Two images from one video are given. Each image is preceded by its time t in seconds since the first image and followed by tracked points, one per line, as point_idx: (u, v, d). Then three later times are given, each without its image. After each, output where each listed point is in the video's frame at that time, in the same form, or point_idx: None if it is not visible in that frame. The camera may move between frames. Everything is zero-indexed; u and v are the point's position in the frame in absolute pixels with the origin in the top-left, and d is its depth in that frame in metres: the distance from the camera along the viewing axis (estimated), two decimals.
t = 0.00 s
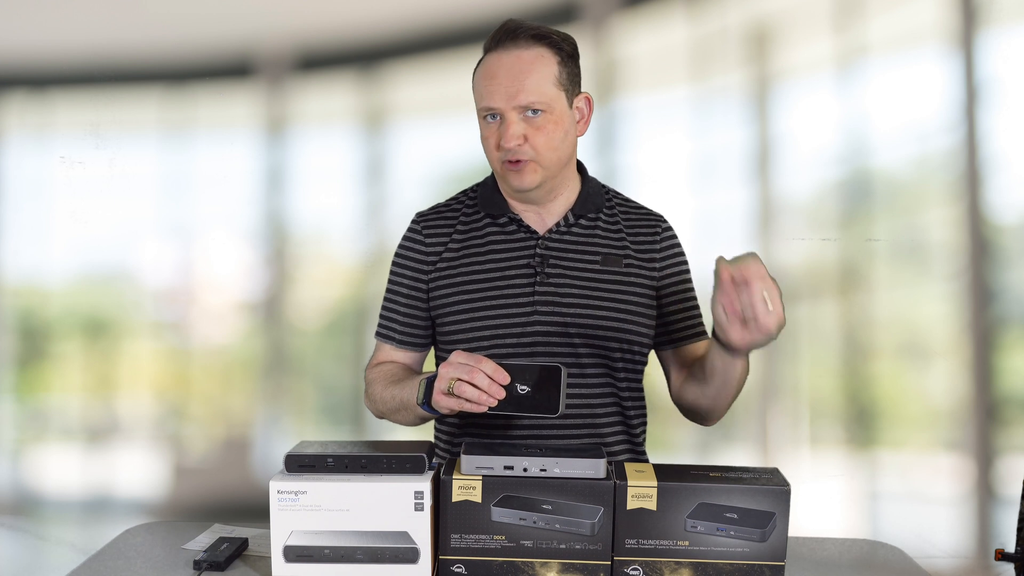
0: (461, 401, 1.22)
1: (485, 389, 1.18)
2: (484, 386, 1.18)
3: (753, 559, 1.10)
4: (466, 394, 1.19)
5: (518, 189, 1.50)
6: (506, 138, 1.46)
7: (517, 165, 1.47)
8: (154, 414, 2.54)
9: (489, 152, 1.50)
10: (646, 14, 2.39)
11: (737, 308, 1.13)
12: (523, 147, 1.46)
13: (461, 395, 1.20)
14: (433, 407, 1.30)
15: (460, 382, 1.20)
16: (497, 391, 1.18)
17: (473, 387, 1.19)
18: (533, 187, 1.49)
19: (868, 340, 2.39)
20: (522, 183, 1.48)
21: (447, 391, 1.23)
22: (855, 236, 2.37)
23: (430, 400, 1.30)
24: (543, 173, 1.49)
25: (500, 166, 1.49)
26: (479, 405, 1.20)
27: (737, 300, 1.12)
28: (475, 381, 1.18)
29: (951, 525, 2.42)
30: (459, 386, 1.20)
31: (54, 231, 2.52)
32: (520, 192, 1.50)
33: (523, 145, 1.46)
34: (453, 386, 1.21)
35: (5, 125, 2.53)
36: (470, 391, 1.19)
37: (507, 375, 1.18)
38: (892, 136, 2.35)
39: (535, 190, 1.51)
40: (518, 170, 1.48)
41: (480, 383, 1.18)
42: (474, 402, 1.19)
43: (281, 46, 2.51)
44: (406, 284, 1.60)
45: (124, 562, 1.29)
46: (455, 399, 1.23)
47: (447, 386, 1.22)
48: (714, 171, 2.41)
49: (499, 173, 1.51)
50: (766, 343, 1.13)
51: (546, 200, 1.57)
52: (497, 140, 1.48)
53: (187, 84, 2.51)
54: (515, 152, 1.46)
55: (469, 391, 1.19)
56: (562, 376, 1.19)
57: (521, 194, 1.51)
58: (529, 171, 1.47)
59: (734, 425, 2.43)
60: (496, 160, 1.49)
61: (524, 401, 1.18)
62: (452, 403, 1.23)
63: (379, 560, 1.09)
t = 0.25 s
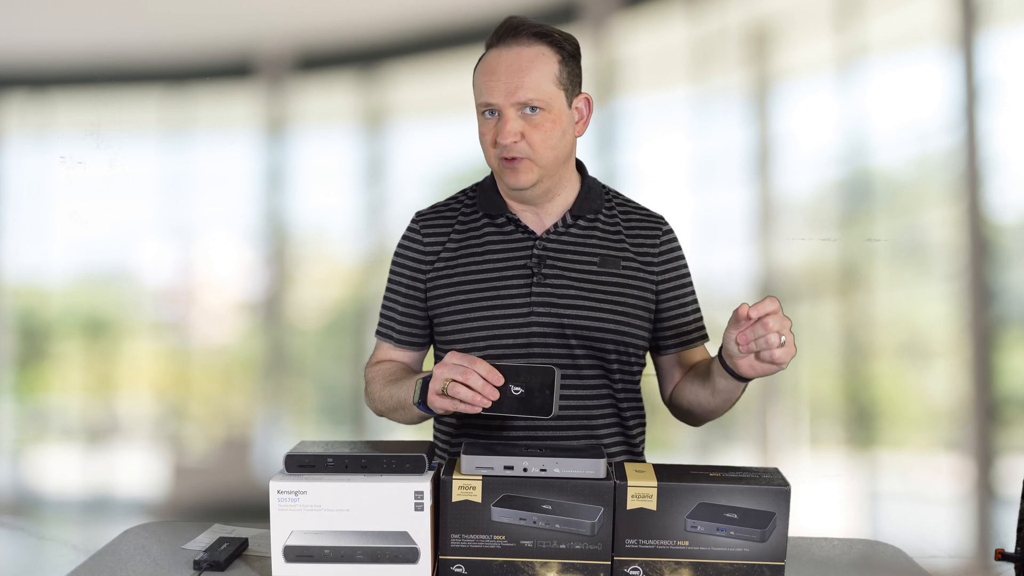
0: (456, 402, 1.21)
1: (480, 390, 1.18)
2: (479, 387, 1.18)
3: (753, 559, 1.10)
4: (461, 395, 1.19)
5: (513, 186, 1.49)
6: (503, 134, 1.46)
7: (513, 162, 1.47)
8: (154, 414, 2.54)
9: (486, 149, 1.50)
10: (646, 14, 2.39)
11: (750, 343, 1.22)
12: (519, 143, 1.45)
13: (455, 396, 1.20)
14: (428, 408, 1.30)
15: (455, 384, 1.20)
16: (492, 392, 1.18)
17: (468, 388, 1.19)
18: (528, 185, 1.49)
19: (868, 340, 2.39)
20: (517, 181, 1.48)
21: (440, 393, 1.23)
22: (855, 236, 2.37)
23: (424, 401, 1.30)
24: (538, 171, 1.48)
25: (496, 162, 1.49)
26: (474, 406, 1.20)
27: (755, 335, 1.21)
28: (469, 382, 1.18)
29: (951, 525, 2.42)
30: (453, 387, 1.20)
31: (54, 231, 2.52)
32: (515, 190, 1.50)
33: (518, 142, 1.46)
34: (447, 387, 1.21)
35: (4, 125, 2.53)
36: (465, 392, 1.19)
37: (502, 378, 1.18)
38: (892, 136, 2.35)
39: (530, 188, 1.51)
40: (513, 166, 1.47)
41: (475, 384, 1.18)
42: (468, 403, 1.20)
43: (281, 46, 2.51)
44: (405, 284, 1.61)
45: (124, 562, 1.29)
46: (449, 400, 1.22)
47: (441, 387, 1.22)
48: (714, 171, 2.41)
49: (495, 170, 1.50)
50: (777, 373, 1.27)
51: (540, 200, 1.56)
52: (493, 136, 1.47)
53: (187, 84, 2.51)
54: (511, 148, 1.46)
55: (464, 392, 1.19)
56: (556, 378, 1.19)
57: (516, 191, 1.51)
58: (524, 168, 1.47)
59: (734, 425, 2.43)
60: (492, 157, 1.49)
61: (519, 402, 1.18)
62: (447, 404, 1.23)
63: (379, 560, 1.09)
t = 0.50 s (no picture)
0: (456, 401, 1.21)
1: (480, 388, 1.18)
2: (479, 385, 1.18)
3: (753, 559, 1.09)
4: (461, 393, 1.19)
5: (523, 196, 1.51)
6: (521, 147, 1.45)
7: (527, 174, 1.48)
8: (154, 414, 2.54)
9: (498, 156, 1.48)
10: (646, 14, 2.39)
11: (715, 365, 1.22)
12: (536, 157, 1.46)
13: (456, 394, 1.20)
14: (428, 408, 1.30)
15: (455, 382, 1.20)
16: (492, 390, 1.18)
17: (468, 386, 1.19)
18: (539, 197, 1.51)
19: (868, 340, 2.39)
20: (529, 193, 1.50)
21: (441, 391, 1.23)
22: (855, 236, 2.37)
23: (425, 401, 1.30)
24: (551, 183, 1.50)
25: (508, 171, 1.49)
26: (475, 405, 1.20)
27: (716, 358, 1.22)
28: (469, 379, 1.19)
29: (951, 525, 2.42)
30: (454, 385, 1.20)
31: (54, 231, 2.52)
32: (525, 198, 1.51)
33: (536, 156, 1.46)
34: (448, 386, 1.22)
35: (5, 125, 2.53)
36: (465, 390, 1.19)
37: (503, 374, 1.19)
38: (892, 136, 2.35)
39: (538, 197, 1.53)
40: (527, 178, 1.48)
41: (475, 382, 1.19)
42: (469, 401, 1.20)
43: (281, 46, 2.51)
44: (403, 284, 1.61)
45: (124, 562, 1.29)
46: (450, 398, 1.23)
47: (442, 386, 1.22)
48: (714, 171, 2.41)
49: (506, 178, 1.50)
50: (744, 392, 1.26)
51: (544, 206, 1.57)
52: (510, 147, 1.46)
53: (187, 84, 2.51)
54: (527, 161, 1.46)
55: (464, 390, 1.19)
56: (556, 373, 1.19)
57: (524, 199, 1.53)
58: (538, 180, 1.48)
59: (733, 425, 2.43)
60: (505, 165, 1.48)
61: (520, 398, 1.19)
62: (448, 403, 1.23)
63: (379, 560, 1.09)
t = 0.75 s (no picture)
0: (468, 384, 1.23)
1: (493, 370, 1.19)
2: (491, 367, 1.19)
3: (753, 559, 1.09)
4: (473, 376, 1.20)
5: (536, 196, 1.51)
6: (541, 148, 1.45)
7: (543, 175, 1.48)
8: (154, 414, 2.54)
9: (515, 156, 1.48)
10: (646, 14, 2.39)
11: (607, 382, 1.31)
12: (556, 160, 1.46)
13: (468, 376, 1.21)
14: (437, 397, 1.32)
15: (467, 364, 1.21)
16: (505, 371, 1.19)
17: (481, 368, 1.20)
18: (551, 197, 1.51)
19: (868, 340, 2.39)
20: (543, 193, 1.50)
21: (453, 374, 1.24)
22: (855, 236, 2.37)
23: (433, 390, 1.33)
24: (565, 186, 1.51)
25: (524, 171, 1.48)
26: (486, 388, 1.20)
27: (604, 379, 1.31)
28: (482, 362, 1.19)
29: (951, 525, 2.42)
30: (466, 367, 1.21)
31: (54, 231, 2.52)
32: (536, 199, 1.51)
33: (556, 158, 1.46)
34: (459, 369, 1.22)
35: (5, 125, 2.53)
36: (478, 372, 1.20)
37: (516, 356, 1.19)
38: (892, 136, 2.35)
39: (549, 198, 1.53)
40: (543, 179, 1.48)
41: (487, 364, 1.19)
42: (480, 384, 1.20)
43: (281, 46, 2.51)
44: (404, 282, 1.60)
45: (124, 562, 1.29)
46: (462, 381, 1.24)
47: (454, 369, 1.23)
48: (714, 171, 2.41)
49: (519, 178, 1.50)
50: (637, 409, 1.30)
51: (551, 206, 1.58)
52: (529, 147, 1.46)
53: (187, 84, 2.51)
54: (547, 163, 1.46)
55: (476, 373, 1.20)
56: (570, 354, 1.19)
57: (535, 199, 1.53)
58: (553, 183, 1.48)
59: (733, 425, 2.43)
60: (521, 165, 1.48)
61: (536, 378, 1.19)
62: (460, 386, 1.25)
63: (379, 560, 1.09)
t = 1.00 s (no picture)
0: (476, 370, 1.21)
1: (502, 356, 1.19)
2: (501, 352, 1.19)
3: (753, 559, 1.09)
4: (483, 361, 1.19)
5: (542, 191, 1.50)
6: (550, 140, 1.45)
7: (550, 169, 1.48)
8: (154, 414, 2.54)
9: (524, 149, 1.48)
10: (646, 14, 2.39)
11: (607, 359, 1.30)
12: (564, 153, 1.45)
13: (477, 361, 1.20)
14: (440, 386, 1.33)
15: (476, 350, 1.20)
16: (515, 358, 1.19)
17: (490, 353, 1.19)
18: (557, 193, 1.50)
19: (868, 340, 2.39)
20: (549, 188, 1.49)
21: (461, 360, 1.23)
22: (855, 235, 2.37)
23: (435, 377, 1.34)
24: (572, 181, 1.50)
25: (531, 165, 1.48)
26: (495, 374, 1.20)
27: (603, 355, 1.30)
28: (492, 347, 1.19)
29: (951, 525, 2.42)
30: (475, 352, 1.20)
31: (54, 231, 2.52)
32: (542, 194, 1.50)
33: (564, 151, 1.46)
34: (468, 355, 1.21)
35: (5, 125, 2.53)
36: (487, 357, 1.19)
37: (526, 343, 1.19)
38: (892, 136, 2.35)
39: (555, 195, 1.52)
40: (551, 173, 1.48)
41: (497, 349, 1.19)
42: (490, 370, 1.19)
43: (281, 46, 2.51)
44: (406, 275, 1.59)
45: (124, 562, 1.29)
46: (470, 367, 1.22)
47: (462, 355, 1.22)
48: (714, 171, 2.41)
49: (526, 172, 1.49)
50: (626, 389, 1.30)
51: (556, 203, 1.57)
52: (538, 140, 1.46)
53: (187, 84, 2.51)
54: (555, 156, 1.46)
55: (485, 357, 1.19)
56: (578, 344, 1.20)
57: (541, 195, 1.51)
58: (560, 177, 1.48)
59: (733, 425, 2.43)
60: (529, 158, 1.48)
61: (547, 365, 1.20)
62: (467, 373, 1.23)
63: (379, 560, 1.09)
